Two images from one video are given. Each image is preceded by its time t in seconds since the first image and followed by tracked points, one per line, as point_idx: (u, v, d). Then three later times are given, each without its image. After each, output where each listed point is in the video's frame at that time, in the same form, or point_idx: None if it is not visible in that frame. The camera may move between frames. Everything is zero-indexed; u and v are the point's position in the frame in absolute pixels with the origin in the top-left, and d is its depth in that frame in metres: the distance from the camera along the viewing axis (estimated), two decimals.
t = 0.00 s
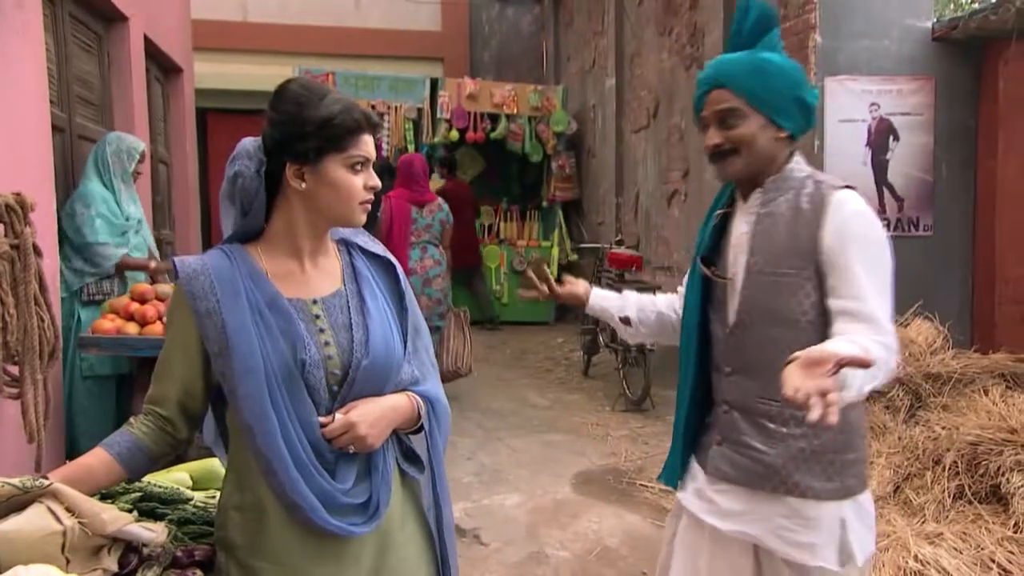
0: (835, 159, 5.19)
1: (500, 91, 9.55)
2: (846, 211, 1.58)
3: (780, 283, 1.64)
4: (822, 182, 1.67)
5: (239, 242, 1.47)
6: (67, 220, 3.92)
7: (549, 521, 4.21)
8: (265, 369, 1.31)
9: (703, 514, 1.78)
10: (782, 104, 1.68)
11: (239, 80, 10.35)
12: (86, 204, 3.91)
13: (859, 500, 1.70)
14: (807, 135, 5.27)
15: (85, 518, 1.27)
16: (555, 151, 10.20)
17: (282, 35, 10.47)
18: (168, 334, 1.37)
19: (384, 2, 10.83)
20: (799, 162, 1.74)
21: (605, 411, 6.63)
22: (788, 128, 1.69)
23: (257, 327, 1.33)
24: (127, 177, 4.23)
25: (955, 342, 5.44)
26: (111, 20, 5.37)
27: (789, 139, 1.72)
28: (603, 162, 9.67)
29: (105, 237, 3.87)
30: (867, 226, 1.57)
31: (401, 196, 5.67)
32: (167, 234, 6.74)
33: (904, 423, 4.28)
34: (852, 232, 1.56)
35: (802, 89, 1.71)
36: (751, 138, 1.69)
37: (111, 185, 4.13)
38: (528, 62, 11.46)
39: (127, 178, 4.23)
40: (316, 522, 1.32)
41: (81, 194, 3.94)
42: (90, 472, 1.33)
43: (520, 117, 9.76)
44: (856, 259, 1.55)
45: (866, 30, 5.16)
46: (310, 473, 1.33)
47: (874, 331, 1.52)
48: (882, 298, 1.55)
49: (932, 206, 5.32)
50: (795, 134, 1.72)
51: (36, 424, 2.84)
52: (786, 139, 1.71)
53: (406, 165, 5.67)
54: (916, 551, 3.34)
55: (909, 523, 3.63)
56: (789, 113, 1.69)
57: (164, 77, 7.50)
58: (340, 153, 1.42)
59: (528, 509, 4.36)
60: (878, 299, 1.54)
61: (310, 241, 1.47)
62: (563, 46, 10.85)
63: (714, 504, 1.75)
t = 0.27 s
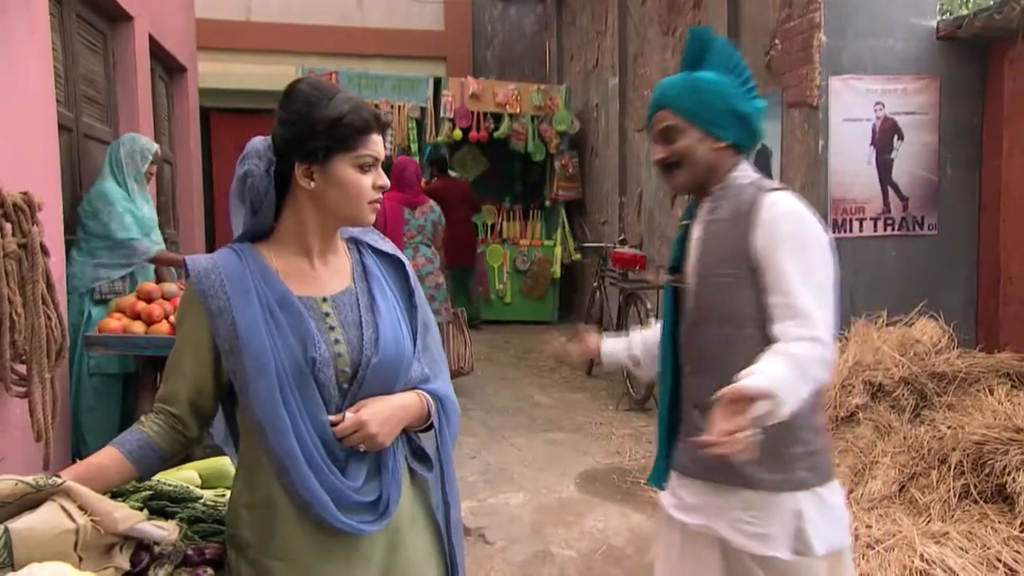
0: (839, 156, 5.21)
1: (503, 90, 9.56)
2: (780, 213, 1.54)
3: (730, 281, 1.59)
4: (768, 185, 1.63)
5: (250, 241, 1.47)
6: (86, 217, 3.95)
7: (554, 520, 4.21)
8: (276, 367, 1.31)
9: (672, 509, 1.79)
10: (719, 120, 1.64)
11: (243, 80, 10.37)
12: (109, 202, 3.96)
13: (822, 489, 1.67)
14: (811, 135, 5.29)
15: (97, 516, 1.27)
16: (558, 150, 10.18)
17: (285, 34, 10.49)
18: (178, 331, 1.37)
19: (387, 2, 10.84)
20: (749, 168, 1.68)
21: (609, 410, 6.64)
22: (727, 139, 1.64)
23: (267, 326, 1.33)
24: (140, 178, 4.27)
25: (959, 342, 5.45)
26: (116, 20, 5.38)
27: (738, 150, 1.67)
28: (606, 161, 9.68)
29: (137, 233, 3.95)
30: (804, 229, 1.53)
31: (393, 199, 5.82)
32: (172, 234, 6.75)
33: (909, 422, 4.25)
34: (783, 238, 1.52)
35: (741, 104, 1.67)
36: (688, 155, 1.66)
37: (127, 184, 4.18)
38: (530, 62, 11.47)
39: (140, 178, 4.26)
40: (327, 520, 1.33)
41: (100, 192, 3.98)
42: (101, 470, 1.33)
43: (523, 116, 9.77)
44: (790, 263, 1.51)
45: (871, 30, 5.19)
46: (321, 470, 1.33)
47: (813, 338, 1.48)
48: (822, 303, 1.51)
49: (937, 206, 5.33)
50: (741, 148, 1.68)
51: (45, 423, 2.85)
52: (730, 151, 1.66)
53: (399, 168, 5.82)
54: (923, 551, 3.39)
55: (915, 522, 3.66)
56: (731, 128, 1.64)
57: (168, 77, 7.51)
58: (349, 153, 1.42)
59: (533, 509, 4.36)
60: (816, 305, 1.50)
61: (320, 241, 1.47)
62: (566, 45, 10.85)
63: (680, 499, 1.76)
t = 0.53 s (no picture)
0: (847, 157, 5.25)
1: (507, 90, 9.58)
2: (678, 232, 1.80)
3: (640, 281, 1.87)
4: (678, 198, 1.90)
5: (265, 241, 1.48)
6: (106, 216, 3.99)
7: (561, 520, 4.22)
8: (291, 366, 1.31)
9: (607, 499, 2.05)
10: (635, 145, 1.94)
11: (249, 81, 10.39)
12: (130, 202, 4.00)
13: (728, 474, 1.87)
14: (818, 135, 5.31)
15: (114, 514, 1.27)
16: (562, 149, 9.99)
17: (291, 35, 10.50)
18: (193, 330, 1.37)
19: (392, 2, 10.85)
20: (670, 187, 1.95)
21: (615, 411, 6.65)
22: (636, 162, 1.93)
23: (282, 324, 1.33)
24: (154, 181, 4.28)
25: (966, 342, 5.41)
26: (124, 21, 5.40)
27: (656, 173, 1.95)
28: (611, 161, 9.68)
29: (162, 233, 4.02)
30: (696, 247, 1.79)
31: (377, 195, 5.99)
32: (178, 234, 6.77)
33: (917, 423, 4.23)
34: (676, 253, 1.78)
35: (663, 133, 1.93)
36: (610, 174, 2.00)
37: (144, 186, 4.22)
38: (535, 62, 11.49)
39: (154, 181, 4.26)
40: (342, 518, 1.33)
41: (120, 192, 4.02)
42: (117, 468, 1.34)
43: (528, 116, 9.79)
44: (679, 278, 1.78)
45: (876, 31, 5.22)
46: (336, 468, 1.33)
47: (694, 346, 1.76)
48: (708, 315, 1.77)
49: (943, 205, 5.32)
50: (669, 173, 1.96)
51: (54, 423, 2.88)
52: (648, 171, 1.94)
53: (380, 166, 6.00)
54: (930, 552, 3.44)
55: (923, 524, 3.71)
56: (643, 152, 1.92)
57: (174, 78, 7.53)
58: (362, 153, 1.42)
59: (540, 509, 4.36)
60: (697, 307, 1.77)
61: (333, 240, 1.47)
62: (570, 45, 10.85)
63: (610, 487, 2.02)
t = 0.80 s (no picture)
0: (853, 156, 5.24)
1: (513, 90, 9.53)
2: (600, 211, 1.95)
3: (583, 260, 2.04)
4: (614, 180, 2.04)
5: (282, 240, 1.49)
6: (117, 215, 4.00)
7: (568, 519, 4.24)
8: (309, 364, 1.32)
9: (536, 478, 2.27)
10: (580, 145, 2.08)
11: (256, 81, 10.43)
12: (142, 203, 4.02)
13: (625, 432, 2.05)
14: (824, 136, 5.31)
15: (134, 513, 1.28)
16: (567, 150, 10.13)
17: (297, 35, 10.52)
18: (212, 328, 1.38)
19: (397, 3, 10.87)
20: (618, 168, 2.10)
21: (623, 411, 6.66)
22: (575, 162, 2.09)
23: (301, 322, 1.34)
24: (163, 181, 4.30)
25: (974, 341, 5.41)
26: (132, 21, 5.42)
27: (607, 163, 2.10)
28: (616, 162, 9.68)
29: (174, 233, 4.03)
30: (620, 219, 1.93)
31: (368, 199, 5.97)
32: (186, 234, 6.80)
33: (926, 423, 4.22)
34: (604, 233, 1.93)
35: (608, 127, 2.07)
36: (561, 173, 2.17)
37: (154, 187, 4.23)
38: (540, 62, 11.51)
39: (163, 181, 4.28)
40: (359, 515, 1.34)
41: (133, 192, 4.04)
42: (136, 466, 1.34)
43: (534, 116, 9.76)
44: (611, 252, 1.92)
45: (884, 30, 5.22)
46: (354, 465, 1.34)
47: (634, 303, 1.87)
48: (644, 271, 1.89)
49: (951, 205, 5.31)
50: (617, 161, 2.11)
51: (67, 421, 2.93)
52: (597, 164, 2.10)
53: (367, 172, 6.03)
54: (940, 552, 3.45)
55: (933, 523, 3.72)
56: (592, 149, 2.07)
57: (182, 78, 7.56)
58: (376, 153, 1.42)
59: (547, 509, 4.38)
60: (629, 268, 1.90)
61: (350, 239, 1.47)
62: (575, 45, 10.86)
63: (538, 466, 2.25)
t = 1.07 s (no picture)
0: (862, 154, 5.27)
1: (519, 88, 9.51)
2: (539, 218, 2.17)
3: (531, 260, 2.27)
4: (562, 188, 2.27)
5: (301, 238, 1.49)
6: (127, 214, 4.01)
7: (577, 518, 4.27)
8: (329, 361, 1.32)
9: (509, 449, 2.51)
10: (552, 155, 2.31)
11: (263, 80, 10.46)
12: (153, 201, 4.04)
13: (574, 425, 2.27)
14: (833, 133, 5.37)
15: (155, 509, 1.29)
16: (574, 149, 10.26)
17: (303, 33, 10.53)
18: (232, 325, 1.39)
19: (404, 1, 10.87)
20: (578, 176, 2.30)
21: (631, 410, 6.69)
22: (535, 172, 2.32)
23: (321, 319, 1.35)
24: (168, 177, 4.29)
25: (985, 340, 5.40)
26: (141, 20, 5.44)
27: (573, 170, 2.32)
28: (622, 160, 9.69)
29: (185, 231, 4.06)
30: (545, 226, 2.15)
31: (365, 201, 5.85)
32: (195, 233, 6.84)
33: (935, 421, 4.20)
34: (533, 240, 2.17)
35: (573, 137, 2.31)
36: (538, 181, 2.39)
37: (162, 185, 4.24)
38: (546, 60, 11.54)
39: (169, 177, 4.29)
40: (378, 513, 1.35)
41: (144, 191, 4.05)
42: (157, 464, 1.34)
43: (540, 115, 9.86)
44: (543, 253, 2.14)
45: (893, 28, 5.24)
46: (373, 461, 1.34)
47: (557, 300, 2.08)
48: (569, 274, 2.10)
49: (961, 204, 5.31)
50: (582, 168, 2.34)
51: (80, 418, 2.95)
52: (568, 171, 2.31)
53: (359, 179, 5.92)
54: (951, 551, 3.45)
55: (943, 522, 3.74)
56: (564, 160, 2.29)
57: (190, 77, 7.58)
58: (392, 151, 1.42)
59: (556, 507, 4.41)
60: (557, 270, 2.11)
61: (368, 236, 1.47)
62: (581, 43, 10.87)
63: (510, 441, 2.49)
